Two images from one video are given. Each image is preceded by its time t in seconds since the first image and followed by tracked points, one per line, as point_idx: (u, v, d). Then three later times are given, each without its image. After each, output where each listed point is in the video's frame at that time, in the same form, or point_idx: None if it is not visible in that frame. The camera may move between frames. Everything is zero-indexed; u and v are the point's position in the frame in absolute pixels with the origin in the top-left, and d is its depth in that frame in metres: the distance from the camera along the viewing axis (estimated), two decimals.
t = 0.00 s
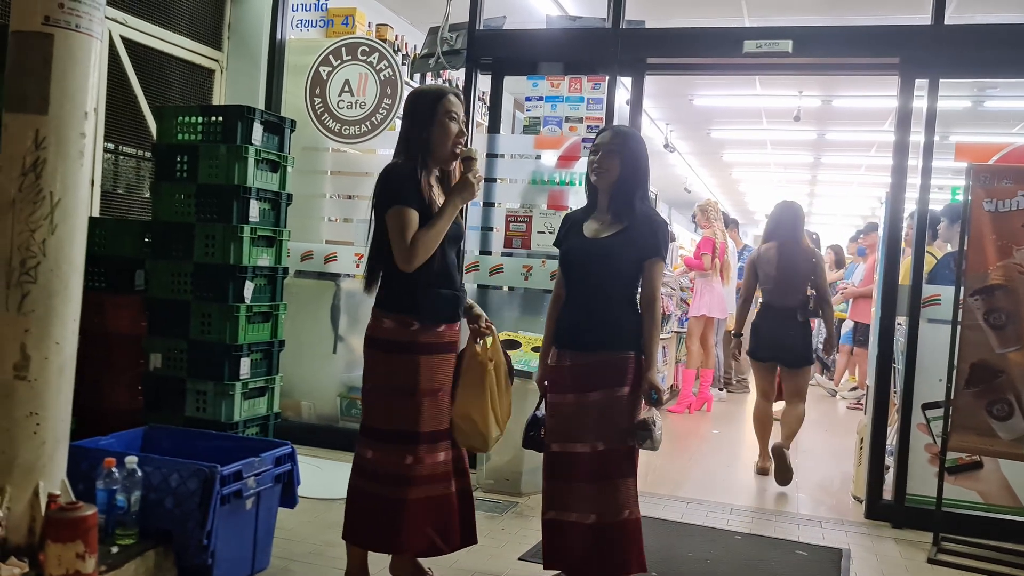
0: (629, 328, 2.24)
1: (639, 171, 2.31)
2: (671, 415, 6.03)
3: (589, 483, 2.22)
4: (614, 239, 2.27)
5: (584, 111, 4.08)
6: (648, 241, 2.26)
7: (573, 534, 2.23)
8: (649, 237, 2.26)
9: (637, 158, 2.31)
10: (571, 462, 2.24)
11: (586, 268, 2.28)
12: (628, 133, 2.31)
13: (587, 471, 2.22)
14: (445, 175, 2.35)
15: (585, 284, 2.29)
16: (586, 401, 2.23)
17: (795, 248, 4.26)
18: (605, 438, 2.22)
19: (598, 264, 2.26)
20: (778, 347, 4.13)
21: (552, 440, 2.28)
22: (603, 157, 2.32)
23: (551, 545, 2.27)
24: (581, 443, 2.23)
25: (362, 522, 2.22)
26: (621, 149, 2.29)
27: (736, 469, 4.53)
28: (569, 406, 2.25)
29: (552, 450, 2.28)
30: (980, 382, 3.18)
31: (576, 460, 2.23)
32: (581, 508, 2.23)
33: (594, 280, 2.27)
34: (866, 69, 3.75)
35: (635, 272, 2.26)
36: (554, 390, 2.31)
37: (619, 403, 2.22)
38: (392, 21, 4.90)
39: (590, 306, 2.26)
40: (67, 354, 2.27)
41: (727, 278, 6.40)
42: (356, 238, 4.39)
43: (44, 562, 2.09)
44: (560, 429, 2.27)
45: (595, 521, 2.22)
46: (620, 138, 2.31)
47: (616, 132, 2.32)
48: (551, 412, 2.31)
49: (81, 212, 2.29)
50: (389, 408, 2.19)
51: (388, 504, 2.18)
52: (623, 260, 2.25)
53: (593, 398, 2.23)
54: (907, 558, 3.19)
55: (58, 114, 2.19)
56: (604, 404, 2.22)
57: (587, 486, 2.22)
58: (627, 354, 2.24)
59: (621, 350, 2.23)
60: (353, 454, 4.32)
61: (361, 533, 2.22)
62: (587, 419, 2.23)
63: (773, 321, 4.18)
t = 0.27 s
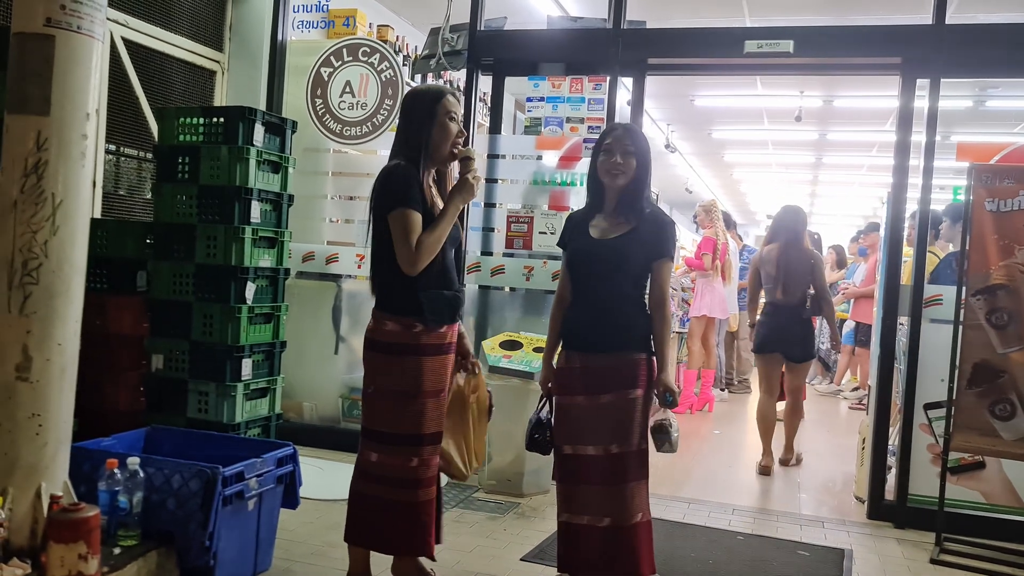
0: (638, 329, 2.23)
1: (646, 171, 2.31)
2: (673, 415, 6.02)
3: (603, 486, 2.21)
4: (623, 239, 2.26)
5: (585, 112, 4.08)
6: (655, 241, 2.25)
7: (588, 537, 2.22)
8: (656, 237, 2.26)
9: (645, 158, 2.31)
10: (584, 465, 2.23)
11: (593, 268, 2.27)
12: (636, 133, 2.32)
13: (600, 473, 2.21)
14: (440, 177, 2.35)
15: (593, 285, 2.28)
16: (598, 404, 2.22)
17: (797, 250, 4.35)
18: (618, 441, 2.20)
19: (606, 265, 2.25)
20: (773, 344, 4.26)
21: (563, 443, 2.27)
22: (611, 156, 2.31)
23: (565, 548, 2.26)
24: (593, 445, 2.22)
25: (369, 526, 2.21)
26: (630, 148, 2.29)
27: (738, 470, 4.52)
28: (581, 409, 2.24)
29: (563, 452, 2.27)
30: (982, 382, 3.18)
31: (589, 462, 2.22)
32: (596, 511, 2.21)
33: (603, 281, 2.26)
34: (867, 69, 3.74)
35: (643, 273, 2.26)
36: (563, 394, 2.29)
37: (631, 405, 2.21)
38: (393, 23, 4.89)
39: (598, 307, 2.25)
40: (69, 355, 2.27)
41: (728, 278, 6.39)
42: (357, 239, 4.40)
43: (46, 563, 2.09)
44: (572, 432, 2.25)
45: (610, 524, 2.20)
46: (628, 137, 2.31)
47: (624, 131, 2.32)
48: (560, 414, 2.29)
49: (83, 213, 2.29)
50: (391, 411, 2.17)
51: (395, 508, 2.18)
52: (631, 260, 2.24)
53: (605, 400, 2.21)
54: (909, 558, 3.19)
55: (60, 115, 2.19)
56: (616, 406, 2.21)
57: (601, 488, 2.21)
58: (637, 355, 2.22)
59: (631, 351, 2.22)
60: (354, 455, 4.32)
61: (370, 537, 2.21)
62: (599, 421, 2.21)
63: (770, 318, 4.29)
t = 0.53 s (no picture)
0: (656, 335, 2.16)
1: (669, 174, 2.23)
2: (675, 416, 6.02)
3: (619, 494, 2.14)
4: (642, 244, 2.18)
5: (587, 112, 4.08)
6: (677, 248, 2.19)
7: (601, 544, 2.15)
8: (677, 244, 2.19)
9: (668, 161, 2.23)
10: (598, 472, 2.16)
11: (611, 274, 2.19)
12: (660, 133, 2.22)
13: (615, 481, 2.15)
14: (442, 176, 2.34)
15: (610, 290, 2.19)
16: (617, 412, 2.15)
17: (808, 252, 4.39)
18: (637, 450, 2.14)
19: (627, 270, 2.16)
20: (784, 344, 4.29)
21: (574, 448, 2.20)
22: (633, 157, 2.21)
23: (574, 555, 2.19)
24: (609, 453, 2.15)
25: (373, 528, 2.21)
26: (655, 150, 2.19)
27: (741, 470, 4.52)
28: (597, 416, 2.17)
29: (574, 459, 2.20)
30: (985, 382, 3.18)
31: (603, 470, 2.16)
32: (612, 519, 2.14)
33: (621, 286, 2.17)
34: (869, 69, 3.74)
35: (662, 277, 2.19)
36: (577, 400, 2.21)
37: (649, 413, 2.15)
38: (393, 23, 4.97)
39: (616, 313, 2.17)
40: (71, 356, 2.28)
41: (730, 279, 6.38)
42: (359, 240, 4.41)
43: (49, 564, 2.09)
44: (588, 440, 2.18)
45: (626, 533, 2.14)
46: (653, 138, 2.21)
47: (647, 130, 2.22)
48: (572, 419, 2.22)
49: (85, 214, 2.29)
50: (394, 412, 2.17)
51: (400, 509, 2.18)
52: (650, 266, 2.16)
53: (622, 409, 2.15)
54: (912, 559, 3.19)
55: (62, 117, 2.19)
56: (634, 415, 2.14)
57: (617, 497, 2.14)
58: (655, 364, 2.16)
59: (650, 359, 2.15)
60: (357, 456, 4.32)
61: (375, 539, 2.21)
62: (616, 429, 2.15)
63: (779, 320, 4.35)
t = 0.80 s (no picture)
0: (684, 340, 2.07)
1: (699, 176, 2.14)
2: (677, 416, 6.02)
3: (647, 503, 2.05)
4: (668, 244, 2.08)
5: (589, 112, 4.07)
6: (708, 253, 2.11)
7: (629, 556, 2.06)
8: (708, 249, 2.12)
9: (699, 163, 2.14)
10: (624, 480, 2.06)
11: (641, 278, 2.08)
12: (692, 133, 2.12)
13: (643, 491, 2.05)
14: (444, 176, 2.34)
15: (638, 294, 2.08)
16: (642, 419, 2.05)
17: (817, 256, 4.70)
18: (665, 457, 2.05)
19: (654, 272, 2.06)
20: (794, 343, 4.59)
21: (596, 456, 2.10)
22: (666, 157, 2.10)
23: (600, 566, 2.10)
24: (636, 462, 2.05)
25: (374, 528, 2.21)
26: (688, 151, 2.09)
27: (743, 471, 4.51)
28: (621, 423, 2.06)
29: (597, 467, 2.10)
30: (988, 383, 3.17)
31: (629, 479, 2.06)
32: (640, 528, 2.05)
33: (650, 289, 2.07)
34: (872, 69, 3.74)
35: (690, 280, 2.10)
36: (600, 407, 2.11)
37: (677, 420, 2.06)
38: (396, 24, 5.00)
39: (646, 319, 2.06)
40: (74, 356, 2.28)
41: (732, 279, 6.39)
42: (361, 240, 4.41)
43: (51, 563, 2.09)
44: (613, 447, 2.08)
45: (656, 543, 2.05)
46: (686, 138, 2.11)
47: (680, 130, 2.11)
48: (594, 426, 2.12)
49: (88, 213, 2.29)
50: (396, 412, 2.17)
51: (401, 509, 2.18)
52: (675, 268, 2.07)
53: (649, 416, 2.05)
54: (914, 560, 3.18)
55: (65, 117, 2.19)
56: (662, 421, 2.05)
57: (645, 507, 2.05)
58: (683, 369, 2.06)
59: (678, 364, 2.06)
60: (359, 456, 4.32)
61: (377, 539, 2.20)
62: (642, 437, 2.05)
63: (792, 320, 4.64)
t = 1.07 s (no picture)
0: (702, 340, 2.02)
1: (705, 170, 2.06)
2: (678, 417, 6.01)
3: (664, 510, 2.01)
4: (680, 244, 2.03)
5: (591, 112, 4.07)
6: (721, 249, 2.04)
7: (646, 564, 2.02)
8: (722, 244, 2.05)
9: (704, 155, 2.06)
10: (640, 486, 2.02)
11: (652, 281, 2.04)
12: (691, 126, 2.05)
13: (661, 497, 2.01)
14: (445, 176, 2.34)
15: (652, 297, 2.04)
16: (660, 424, 2.01)
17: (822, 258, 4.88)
18: (683, 463, 2.02)
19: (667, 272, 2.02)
20: (802, 341, 4.80)
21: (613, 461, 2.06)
22: (665, 155, 2.05)
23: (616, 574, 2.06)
24: (653, 467, 2.01)
25: (375, 528, 2.20)
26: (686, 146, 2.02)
27: (744, 471, 4.51)
28: (638, 426, 2.02)
29: (613, 472, 2.05)
30: (990, 384, 3.17)
31: (646, 485, 2.01)
32: (659, 536, 2.01)
33: (664, 291, 2.02)
34: (874, 70, 3.74)
35: (705, 279, 2.04)
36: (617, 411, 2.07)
37: (695, 424, 2.03)
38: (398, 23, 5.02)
39: (660, 321, 2.02)
40: (76, 355, 2.28)
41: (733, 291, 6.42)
42: (363, 239, 4.41)
43: (53, 563, 2.09)
44: (630, 452, 2.03)
45: (674, 550, 2.01)
46: (684, 132, 2.04)
47: (677, 125, 2.05)
48: (611, 430, 2.07)
49: (90, 212, 2.29)
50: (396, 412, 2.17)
51: (402, 509, 2.17)
52: (689, 270, 2.01)
53: (667, 420, 2.01)
54: (916, 560, 3.18)
55: (67, 115, 2.19)
56: (680, 426, 2.01)
57: (662, 513, 2.01)
58: (701, 372, 2.02)
59: (697, 367, 2.01)
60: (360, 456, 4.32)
61: (379, 540, 2.20)
62: (660, 442, 2.01)
63: (801, 319, 4.83)
